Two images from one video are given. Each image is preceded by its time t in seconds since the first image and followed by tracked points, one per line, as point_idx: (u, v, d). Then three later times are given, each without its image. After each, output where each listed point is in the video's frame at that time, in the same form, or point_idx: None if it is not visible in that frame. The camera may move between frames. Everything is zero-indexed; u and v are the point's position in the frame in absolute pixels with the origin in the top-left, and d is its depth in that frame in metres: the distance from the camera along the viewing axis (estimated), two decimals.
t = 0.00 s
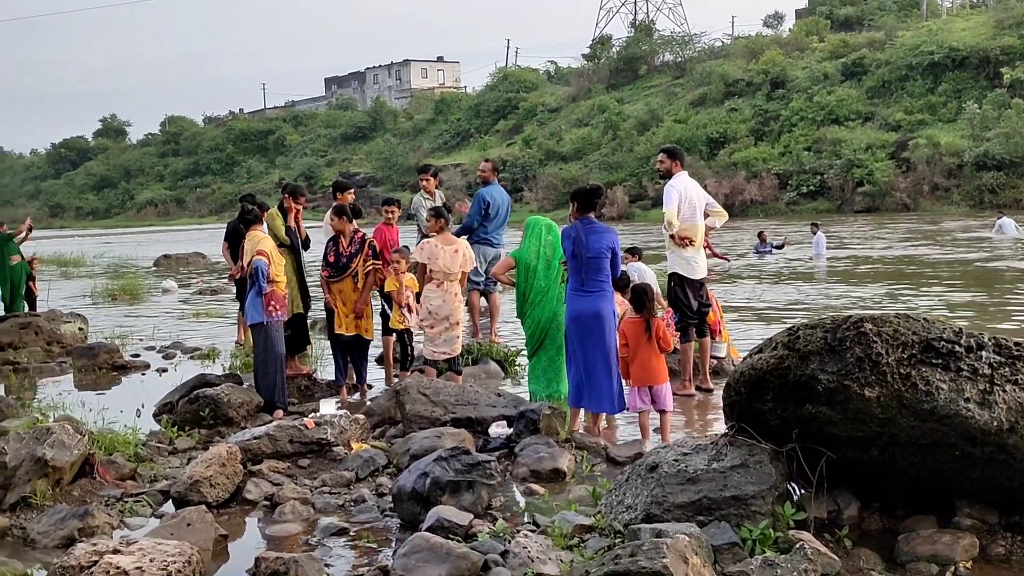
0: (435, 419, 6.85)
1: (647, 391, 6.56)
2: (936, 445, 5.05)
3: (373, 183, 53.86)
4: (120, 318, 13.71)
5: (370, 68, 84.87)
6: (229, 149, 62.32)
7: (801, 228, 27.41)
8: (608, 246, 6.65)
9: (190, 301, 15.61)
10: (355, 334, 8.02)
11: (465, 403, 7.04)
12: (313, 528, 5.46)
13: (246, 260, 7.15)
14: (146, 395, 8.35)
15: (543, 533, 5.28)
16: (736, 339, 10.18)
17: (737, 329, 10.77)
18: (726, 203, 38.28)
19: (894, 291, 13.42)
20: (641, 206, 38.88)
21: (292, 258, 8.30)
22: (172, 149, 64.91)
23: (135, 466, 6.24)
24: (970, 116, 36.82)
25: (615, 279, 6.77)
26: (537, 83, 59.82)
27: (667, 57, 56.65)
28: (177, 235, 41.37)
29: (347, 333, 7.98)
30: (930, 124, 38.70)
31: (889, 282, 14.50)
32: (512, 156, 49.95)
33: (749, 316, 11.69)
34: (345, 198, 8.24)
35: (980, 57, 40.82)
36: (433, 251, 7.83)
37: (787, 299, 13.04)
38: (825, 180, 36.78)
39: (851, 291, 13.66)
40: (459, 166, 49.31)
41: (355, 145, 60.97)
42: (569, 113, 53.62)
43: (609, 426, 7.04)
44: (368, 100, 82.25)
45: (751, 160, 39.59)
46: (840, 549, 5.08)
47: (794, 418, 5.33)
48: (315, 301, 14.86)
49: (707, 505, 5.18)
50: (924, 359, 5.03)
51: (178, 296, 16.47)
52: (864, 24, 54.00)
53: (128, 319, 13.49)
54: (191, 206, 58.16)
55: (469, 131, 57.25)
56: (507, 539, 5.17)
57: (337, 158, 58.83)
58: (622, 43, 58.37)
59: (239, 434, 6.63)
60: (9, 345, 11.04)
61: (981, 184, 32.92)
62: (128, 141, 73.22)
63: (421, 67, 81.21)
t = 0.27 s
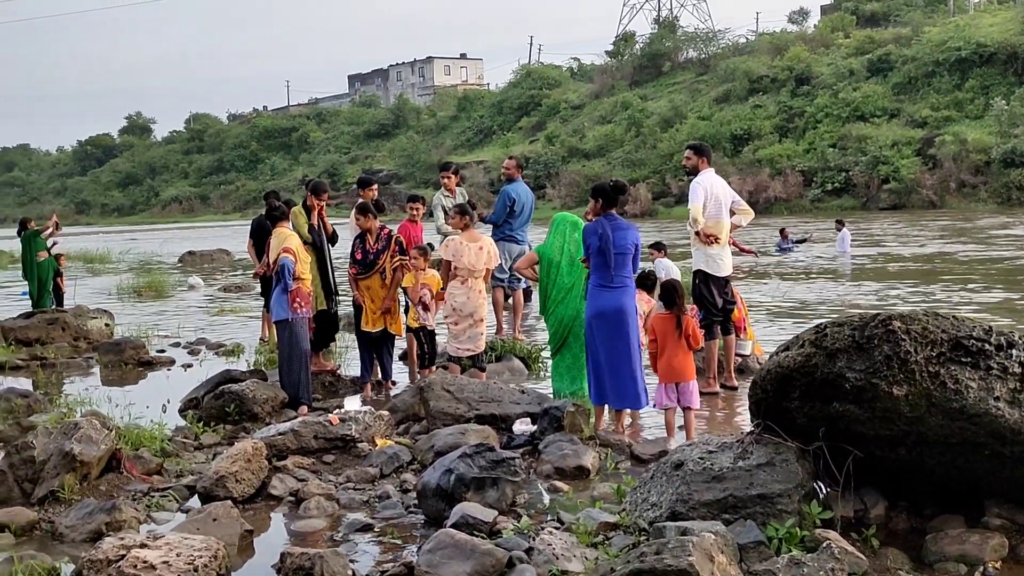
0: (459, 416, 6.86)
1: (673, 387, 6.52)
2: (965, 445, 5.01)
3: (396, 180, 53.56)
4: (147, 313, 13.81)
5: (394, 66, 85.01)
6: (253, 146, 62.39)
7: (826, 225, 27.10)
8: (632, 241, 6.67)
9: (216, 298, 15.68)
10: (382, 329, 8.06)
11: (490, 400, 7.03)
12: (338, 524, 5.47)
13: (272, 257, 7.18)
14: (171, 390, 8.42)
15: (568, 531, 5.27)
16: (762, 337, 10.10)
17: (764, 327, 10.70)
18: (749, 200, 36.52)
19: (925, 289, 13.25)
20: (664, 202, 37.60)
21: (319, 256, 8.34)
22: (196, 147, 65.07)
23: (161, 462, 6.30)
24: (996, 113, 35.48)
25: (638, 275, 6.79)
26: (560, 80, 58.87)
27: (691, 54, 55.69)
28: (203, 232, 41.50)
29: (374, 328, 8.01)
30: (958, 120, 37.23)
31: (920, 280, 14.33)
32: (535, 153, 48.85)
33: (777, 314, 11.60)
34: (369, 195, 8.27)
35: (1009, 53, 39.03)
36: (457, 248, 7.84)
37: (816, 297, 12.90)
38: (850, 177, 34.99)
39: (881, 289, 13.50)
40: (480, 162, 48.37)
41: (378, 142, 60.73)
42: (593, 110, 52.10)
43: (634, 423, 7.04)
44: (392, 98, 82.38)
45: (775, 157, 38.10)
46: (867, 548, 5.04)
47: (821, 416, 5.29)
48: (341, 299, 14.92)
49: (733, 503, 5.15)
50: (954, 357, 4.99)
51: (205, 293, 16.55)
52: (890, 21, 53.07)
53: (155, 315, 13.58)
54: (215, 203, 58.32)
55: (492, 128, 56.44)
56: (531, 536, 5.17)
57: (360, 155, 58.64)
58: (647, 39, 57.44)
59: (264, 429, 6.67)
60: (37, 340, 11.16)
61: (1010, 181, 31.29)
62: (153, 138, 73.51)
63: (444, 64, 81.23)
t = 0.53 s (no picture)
0: (479, 412, 6.86)
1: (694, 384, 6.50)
2: (989, 444, 4.97)
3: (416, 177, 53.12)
4: (169, 309, 13.89)
5: (414, 62, 85.03)
6: (273, 143, 62.46)
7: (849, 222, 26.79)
8: (649, 238, 6.67)
9: (239, 294, 15.74)
10: (404, 325, 8.08)
11: (509, 396, 7.04)
12: (358, 519, 5.49)
13: (294, 254, 7.22)
14: (192, 385, 8.48)
15: (588, 527, 5.27)
16: (783, 335, 10.05)
17: (786, 324, 10.64)
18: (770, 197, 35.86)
19: (951, 287, 13.09)
20: (684, 199, 37.03)
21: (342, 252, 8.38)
22: (217, 144, 65.23)
23: (183, 457, 6.35)
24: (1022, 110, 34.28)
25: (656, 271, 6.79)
26: (580, 77, 57.54)
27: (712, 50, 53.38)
28: (224, 228, 41.62)
29: (397, 324, 8.04)
30: (981, 117, 35.95)
31: (947, 277, 14.15)
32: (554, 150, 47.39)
33: (800, 312, 11.51)
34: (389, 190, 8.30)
35: None
36: (477, 245, 7.84)
37: (841, 295, 12.75)
38: (872, 174, 34.26)
39: (907, 287, 13.34)
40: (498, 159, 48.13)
41: (398, 139, 60.42)
42: (612, 107, 50.73)
43: (653, 421, 7.03)
44: (412, 94, 82.30)
45: (797, 154, 37.14)
46: (890, 547, 5.02)
47: (843, 414, 5.26)
48: (362, 295, 14.93)
49: (754, 501, 5.13)
50: (978, 355, 4.96)
51: (228, 289, 16.61)
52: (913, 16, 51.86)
53: (177, 311, 13.65)
54: (236, 199, 58.40)
55: (512, 125, 54.82)
56: (552, 533, 5.17)
57: (380, 152, 58.46)
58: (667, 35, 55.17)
59: (285, 425, 6.70)
60: (60, 335, 11.24)
61: None
62: (175, 135, 73.75)
63: (464, 60, 80.95)
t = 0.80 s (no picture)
0: (497, 410, 6.87)
1: (713, 382, 6.49)
2: (1012, 444, 4.92)
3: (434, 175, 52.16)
4: (190, 306, 13.96)
5: (432, 60, 85.13)
6: (292, 140, 62.48)
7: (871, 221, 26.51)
8: (666, 236, 6.67)
9: (258, 291, 15.78)
10: (422, 322, 8.11)
11: (528, 394, 7.04)
12: (377, 516, 5.51)
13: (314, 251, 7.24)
14: (212, 382, 8.53)
15: (607, 526, 5.27)
16: (803, 335, 10.00)
17: (806, 323, 10.58)
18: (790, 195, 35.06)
19: (976, 287, 12.95)
20: (703, 197, 36.84)
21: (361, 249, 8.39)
22: (237, 141, 65.47)
23: (203, 453, 6.38)
24: None
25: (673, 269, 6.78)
26: (599, 74, 56.52)
27: (731, 47, 52.95)
28: (243, 225, 41.70)
29: (414, 321, 8.07)
30: (1004, 115, 34.87)
31: (972, 277, 14.01)
32: (573, 148, 46.70)
33: (821, 311, 11.44)
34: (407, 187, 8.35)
35: None
36: (496, 242, 7.84)
37: (864, 294, 12.62)
38: (892, 172, 33.55)
39: (931, 285, 13.21)
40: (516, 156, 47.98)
41: (416, 137, 60.05)
42: (631, 105, 49.95)
43: (671, 420, 7.01)
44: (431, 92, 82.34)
45: (816, 152, 36.49)
46: (911, 547, 4.99)
47: (864, 414, 5.24)
48: (382, 292, 14.96)
49: (774, 500, 5.11)
50: (1001, 354, 4.92)
51: (248, 286, 16.66)
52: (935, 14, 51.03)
53: (196, 308, 13.72)
54: (254, 197, 58.52)
55: (530, 122, 54.57)
56: (571, 531, 5.17)
57: (398, 150, 58.37)
58: (686, 33, 54.12)
59: (304, 422, 6.72)
60: (81, 332, 11.32)
61: None
62: (194, 133, 73.98)
63: (483, 58, 80.84)
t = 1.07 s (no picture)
0: (516, 407, 6.88)
1: (735, 380, 6.46)
2: None
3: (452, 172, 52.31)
4: (210, 303, 14.02)
5: (450, 58, 85.23)
6: (311, 137, 62.52)
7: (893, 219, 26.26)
8: (685, 233, 6.66)
9: (278, 288, 15.82)
10: (440, 319, 8.13)
11: (547, 392, 7.05)
12: (396, 513, 5.51)
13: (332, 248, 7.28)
14: (231, 378, 8.56)
15: (626, 524, 5.26)
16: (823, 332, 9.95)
17: (827, 322, 10.53)
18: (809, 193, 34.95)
19: (1001, 285, 12.81)
20: (721, 194, 36.68)
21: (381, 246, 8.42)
22: (256, 138, 65.70)
23: (223, 449, 6.42)
24: None
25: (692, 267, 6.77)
26: (618, 71, 56.12)
27: (750, 44, 52.42)
28: (263, 222, 41.86)
29: (432, 318, 8.11)
30: None
31: (996, 275, 13.87)
32: (591, 145, 46.62)
33: (842, 309, 11.37)
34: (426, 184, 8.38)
35: None
36: (516, 239, 7.84)
37: (887, 293, 12.49)
38: (913, 169, 33.14)
39: (955, 284, 13.10)
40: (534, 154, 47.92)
41: (434, 134, 59.82)
42: (650, 102, 49.71)
43: (690, 417, 6.99)
44: (449, 89, 82.43)
45: (837, 148, 35.86)
46: (933, 547, 4.97)
47: (886, 412, 5.20)
48: (402, 289, 14.98)
49: (795, 499, 5.08)
50: None
51: (268, 283, 16.70)
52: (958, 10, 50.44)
53: (216, 304, 13.77)
54: (273, 194, 58.70)
55: (548, 120, 53.88)
56: (590, 529, 5.16)
57: (416, 147, 58.33)
58: (705, 29, 54.30)
59: (323, 418, 6.74)
60: (103, 327, 11.38)
61: None
62: (214, 130, 74.28)
63: (501, 55, 80.86)
